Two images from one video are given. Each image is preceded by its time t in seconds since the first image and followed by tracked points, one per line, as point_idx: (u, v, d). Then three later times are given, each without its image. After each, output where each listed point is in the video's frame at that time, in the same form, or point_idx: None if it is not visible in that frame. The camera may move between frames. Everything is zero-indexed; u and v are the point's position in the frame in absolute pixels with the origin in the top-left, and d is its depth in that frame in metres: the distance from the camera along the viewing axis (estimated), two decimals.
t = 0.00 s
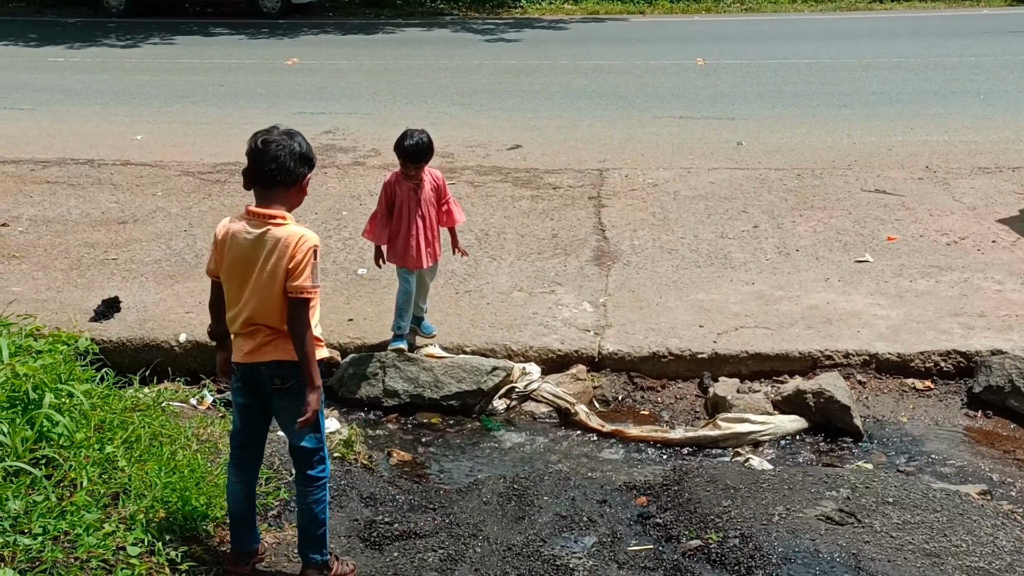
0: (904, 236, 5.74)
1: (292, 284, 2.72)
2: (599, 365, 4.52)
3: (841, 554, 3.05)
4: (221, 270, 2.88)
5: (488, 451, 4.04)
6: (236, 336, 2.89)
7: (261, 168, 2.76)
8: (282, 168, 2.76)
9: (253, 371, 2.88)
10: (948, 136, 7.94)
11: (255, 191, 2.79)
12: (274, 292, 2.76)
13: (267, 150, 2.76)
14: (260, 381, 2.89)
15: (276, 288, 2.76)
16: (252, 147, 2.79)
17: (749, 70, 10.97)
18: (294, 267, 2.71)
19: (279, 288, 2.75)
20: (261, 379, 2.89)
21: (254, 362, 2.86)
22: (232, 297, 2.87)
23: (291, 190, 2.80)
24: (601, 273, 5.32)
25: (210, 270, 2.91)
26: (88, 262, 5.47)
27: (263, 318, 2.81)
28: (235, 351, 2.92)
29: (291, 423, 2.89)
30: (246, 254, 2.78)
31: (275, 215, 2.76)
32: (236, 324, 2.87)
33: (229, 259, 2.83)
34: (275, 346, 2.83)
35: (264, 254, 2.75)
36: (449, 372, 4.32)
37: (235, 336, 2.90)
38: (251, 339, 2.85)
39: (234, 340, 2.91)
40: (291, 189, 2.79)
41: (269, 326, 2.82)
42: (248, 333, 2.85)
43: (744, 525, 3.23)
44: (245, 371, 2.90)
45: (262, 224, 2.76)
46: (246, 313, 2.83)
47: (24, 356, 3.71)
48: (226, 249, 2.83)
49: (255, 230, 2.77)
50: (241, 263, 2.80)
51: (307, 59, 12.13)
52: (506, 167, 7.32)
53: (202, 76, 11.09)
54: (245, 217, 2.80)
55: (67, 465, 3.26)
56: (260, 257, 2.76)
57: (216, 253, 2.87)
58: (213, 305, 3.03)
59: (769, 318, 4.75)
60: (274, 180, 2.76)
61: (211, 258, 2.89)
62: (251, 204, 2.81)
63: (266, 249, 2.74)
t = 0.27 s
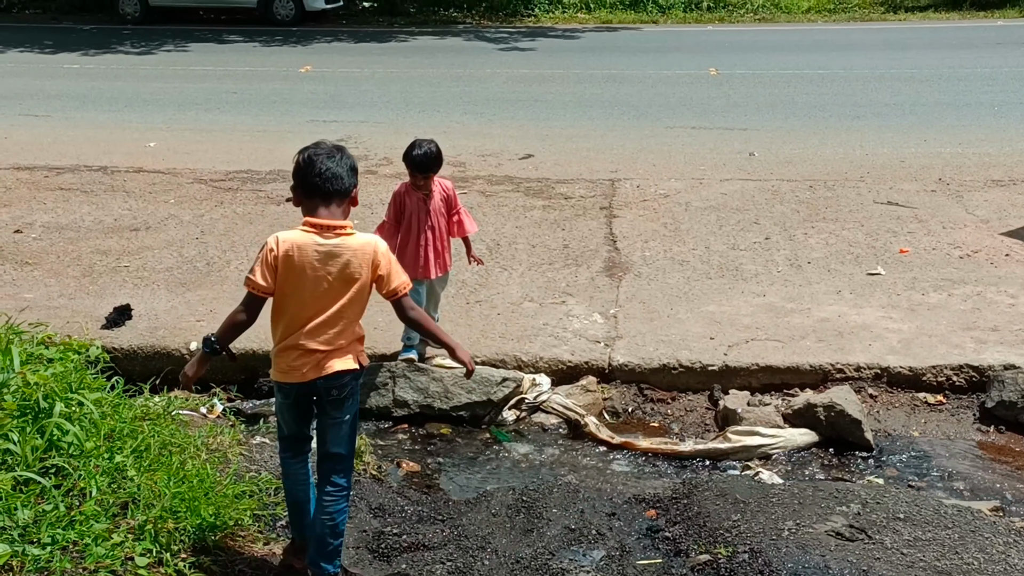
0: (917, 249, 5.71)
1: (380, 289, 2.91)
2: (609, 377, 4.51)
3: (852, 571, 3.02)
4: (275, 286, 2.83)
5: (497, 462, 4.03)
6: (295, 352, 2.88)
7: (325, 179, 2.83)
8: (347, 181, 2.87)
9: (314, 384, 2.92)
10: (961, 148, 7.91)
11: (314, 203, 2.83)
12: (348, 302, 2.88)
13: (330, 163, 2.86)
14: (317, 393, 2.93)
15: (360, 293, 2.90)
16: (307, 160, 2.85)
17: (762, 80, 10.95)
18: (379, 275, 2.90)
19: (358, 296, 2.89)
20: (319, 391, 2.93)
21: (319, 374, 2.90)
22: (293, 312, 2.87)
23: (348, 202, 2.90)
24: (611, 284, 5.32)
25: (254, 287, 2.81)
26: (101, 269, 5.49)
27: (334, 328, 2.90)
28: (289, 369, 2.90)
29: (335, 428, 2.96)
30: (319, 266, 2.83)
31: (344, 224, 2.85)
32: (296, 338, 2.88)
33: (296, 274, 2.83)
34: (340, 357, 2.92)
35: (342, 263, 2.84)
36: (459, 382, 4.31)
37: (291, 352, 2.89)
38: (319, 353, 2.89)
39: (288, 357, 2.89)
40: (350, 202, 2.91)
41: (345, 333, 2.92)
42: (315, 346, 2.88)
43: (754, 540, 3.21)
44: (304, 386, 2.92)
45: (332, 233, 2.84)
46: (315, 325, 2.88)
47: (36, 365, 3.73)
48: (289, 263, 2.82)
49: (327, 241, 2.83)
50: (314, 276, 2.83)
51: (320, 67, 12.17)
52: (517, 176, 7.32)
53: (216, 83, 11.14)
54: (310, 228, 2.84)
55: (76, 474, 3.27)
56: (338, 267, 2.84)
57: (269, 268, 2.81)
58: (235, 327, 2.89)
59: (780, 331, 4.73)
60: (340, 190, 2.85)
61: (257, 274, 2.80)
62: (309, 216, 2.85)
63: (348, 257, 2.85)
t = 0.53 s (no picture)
0: (930, 265, 5.68)
1: (397, 310, 2.95)
2: (621, 393, 4.49)
3: None
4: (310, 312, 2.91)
5: (508, 477, 4.01)
6: (335, 376, 2.98)
7: (354, 203, 2.94)
8: (376, 204, 2.98)
9: (355, 405, 3.03)
10: (974, 163, 7.88)
11: (344, 227, 2.94)
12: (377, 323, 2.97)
13: (357, 186, 2.96)
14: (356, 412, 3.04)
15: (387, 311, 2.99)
16: (338, 185, 2.96)
17: (774, 95, 10.94)
18: (395, 293, 2.95)
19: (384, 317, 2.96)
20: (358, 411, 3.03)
21: (359, 396, 3.01)
22: (329, 337, 2.95)
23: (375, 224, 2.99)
24: (623, 299, 5.30)
25: (292, 315, 2.88)
26: (112, 281, 5.50)
27: (368, 350, 2.98)
28: (330, 393, 3.00)
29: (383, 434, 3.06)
30: (350, 289, 2.92)
31: (368, 245, 2.94)
32: (334, 363, 2.97)
33: (328, 298, 2.92)
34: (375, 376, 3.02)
35: (369, 285, 2.93)
36: (470, 398, 4.29)
37: (331, 376, 2.98)
38: (356, 375, 2.98)
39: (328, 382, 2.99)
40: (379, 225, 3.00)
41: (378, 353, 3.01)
42: (352, 368, 2.97)
43: (766, 559, 3.18)
44: (345, 408, 3.03)
45: (359, 255, 2.93)
46: (351, 348, 2.96)
47: (47, 378, 3.73)
48: (322, 288, 2.91)
49: (354, 263, 2.92)
50: (345, 299, 2.92)
51: (332, 80, 12.22)
52: (529, 190, 7.32)
53: (228, 96, 11.19)
54: (338, 252, 2.93)
55: (86, 488, 3.26)
56: (366, 289, 2.93)
57: (304, 295, 2.90)
58: (280, 357, 2.93)
59: (793, 347, 4.71)
60: (368, 213, 2.95)
61: (294, 302, 2.88)
62: (338, 239, 2.95)
63: (374, 279, 2.93)
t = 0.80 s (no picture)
0: (935, 276, 5.67)
1: (424, 317, 3.05)
2: (625, 404, 4.49)
3: None
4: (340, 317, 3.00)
5: (512, 488, 4.01)
6: (364, 381, 3.07)
7: (376, 214, 3.04)
8: (395, 215, 3.09)
9: (381, 410, 3.13)
10: (979, 174, 7.87)
11: (368, 237, 3.04)
12: (406, 330, 3.06)
13: (378, 199, 3.07)
14: (383, 418, 3.15)
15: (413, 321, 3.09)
16: (359, 198, 3.07)
17: (778, 105, 10.94)
18: (422, 301, 3.06)
19: (414, 324, 3.06)
20: (386, 417, 3.15)
21: (386, 401, 3.11)
22: (358, 342, 3.04)
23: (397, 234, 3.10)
24: (627, 309, 5.30)
25: (324, 319, 2.97)
26: (116, 291, 5.51)
27: (397, 356, 3.08)
28: (357, 397, 3.08)
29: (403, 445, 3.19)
30: (379, 295, 3.02)
31: (395, 254, 3.05)
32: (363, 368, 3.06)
33: (358, 304, 3.01)
34: (402, 382, 3.12)
35: (397, 292, 3.03)
36: (473, 408, 4.29)
37: (359, 381, 3.07)
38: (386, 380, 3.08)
39: (356, 386, 3.07)
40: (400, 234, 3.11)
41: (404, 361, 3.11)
42: (381, 373, 3.07)
43: (771, 571, 3.17)
44: (371, 413, 3.12)
45: (386, 263, 3.03)
46: (379, 353, 3.05)
47: (51, 388, 3.73)
48: (351, 294, 3.01)
49: (382, 271, 3.02)
50: (374, 305, 3.02)
51: (336, 91, 12.25)
52: (533, 201, 7.32)
53: (233, 107, 11.22)
54: (366, 260, 3.03)
55: (90, 499, 3.26)
56: (394, 296, 3.03)
57: (335, 300, 2.99)
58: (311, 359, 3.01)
59: (797, 357, 4.70)
60: (390, 223, 3.06)
61: (325, 306, 2.97)
62: (363, 249, 3.05)
63: (402, 287, 3.04)
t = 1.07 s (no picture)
0: (933, 281, 5.68)
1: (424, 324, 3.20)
2: (623, 410, 4.49)
3: None
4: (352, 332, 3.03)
5: (511, 495, 4.00)
6: (372, 387, 3.15)
7: (378, 230, 3.09)
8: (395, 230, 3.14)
9: (386, 410, 3.23)
10: (976, 179, 7.88)
11: (371, 253, 3.09)
12: (407, 334, 3.18)
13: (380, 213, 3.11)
14: (387, 417, 3.24)
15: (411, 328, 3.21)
16: (360, 214, 3.09)
17: (775, 111, 10.96)
18: (422, 310, 3.19)
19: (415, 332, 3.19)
20: (389, 415, 3.24)
21: (391, 401, 3.22)
22: (367, 353, 3.09)
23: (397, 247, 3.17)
24: (625, 315, 5.30)
25: (341, 337, 2.99)
26: (115, 299, 5.51)
27: (401, 360, 3.18)
28: (364, 402, 3.15)
29: (398, 442, 3.28)
30: (385, 308, 3.09)
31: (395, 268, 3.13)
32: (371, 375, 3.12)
33: (367, 318, 3.07)
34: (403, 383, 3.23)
35: (401, 303, 3.12)
36: (472, 415, 4.30)
37: (367, 387, 3.14)
38: (392, 385, 3.18)
39: (365, 393, 3.14)
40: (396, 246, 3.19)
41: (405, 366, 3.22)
42: (388, 379, 3.16)
43: None
44: (377, 414, 3.21)
45: (388, 277, 3.11)
46: (387, 362, 3.13)
47: (49, 397, 3.73)
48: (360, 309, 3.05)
49: (387, 285, 3.10)
50: (381, 317, 3.09)
51: (334, 98, 12.26)
52: (531, 207, 7.32)
53: (231, 114, 11.22)
54: (372, 276, 3.08)
55: (88, 508, 3.25)
56: (398, 306, 3.12)
57: (348, 316, 3.02)
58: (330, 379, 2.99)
59: (795, 363, 4.70)
60: (390, 238, 3.12)
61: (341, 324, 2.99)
62: (365, 264, 3.10)
63: (406, 298, 3.13)
